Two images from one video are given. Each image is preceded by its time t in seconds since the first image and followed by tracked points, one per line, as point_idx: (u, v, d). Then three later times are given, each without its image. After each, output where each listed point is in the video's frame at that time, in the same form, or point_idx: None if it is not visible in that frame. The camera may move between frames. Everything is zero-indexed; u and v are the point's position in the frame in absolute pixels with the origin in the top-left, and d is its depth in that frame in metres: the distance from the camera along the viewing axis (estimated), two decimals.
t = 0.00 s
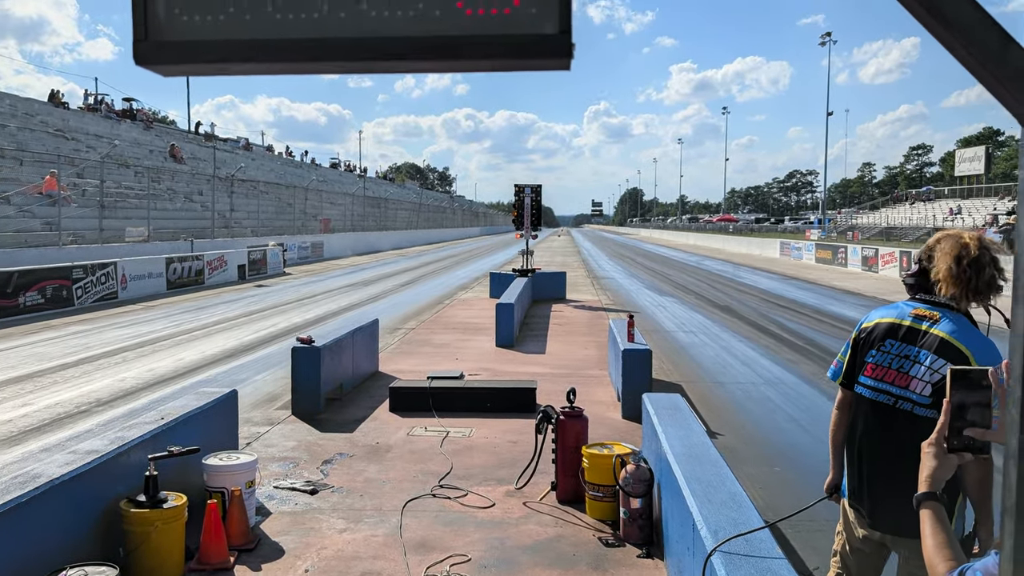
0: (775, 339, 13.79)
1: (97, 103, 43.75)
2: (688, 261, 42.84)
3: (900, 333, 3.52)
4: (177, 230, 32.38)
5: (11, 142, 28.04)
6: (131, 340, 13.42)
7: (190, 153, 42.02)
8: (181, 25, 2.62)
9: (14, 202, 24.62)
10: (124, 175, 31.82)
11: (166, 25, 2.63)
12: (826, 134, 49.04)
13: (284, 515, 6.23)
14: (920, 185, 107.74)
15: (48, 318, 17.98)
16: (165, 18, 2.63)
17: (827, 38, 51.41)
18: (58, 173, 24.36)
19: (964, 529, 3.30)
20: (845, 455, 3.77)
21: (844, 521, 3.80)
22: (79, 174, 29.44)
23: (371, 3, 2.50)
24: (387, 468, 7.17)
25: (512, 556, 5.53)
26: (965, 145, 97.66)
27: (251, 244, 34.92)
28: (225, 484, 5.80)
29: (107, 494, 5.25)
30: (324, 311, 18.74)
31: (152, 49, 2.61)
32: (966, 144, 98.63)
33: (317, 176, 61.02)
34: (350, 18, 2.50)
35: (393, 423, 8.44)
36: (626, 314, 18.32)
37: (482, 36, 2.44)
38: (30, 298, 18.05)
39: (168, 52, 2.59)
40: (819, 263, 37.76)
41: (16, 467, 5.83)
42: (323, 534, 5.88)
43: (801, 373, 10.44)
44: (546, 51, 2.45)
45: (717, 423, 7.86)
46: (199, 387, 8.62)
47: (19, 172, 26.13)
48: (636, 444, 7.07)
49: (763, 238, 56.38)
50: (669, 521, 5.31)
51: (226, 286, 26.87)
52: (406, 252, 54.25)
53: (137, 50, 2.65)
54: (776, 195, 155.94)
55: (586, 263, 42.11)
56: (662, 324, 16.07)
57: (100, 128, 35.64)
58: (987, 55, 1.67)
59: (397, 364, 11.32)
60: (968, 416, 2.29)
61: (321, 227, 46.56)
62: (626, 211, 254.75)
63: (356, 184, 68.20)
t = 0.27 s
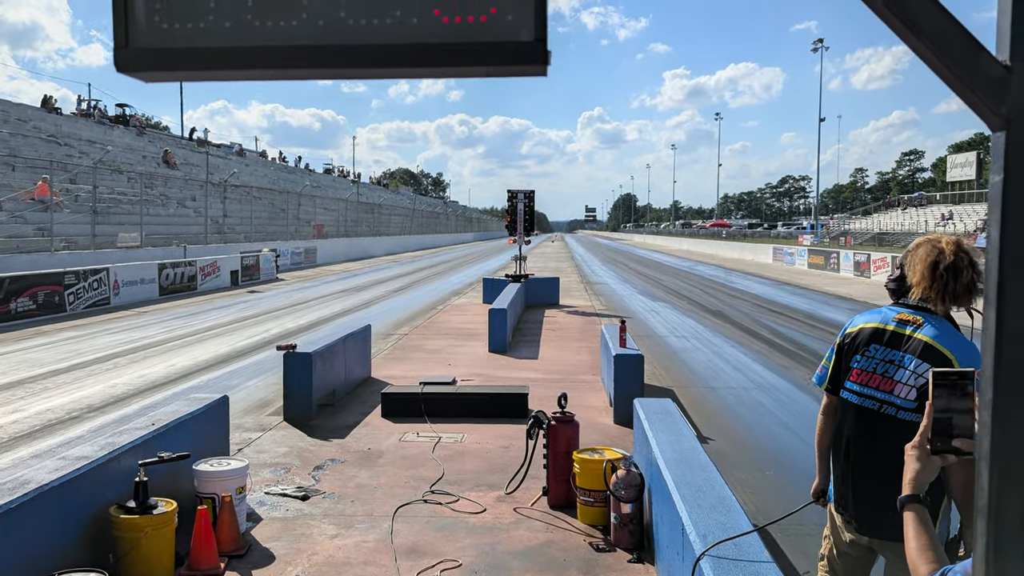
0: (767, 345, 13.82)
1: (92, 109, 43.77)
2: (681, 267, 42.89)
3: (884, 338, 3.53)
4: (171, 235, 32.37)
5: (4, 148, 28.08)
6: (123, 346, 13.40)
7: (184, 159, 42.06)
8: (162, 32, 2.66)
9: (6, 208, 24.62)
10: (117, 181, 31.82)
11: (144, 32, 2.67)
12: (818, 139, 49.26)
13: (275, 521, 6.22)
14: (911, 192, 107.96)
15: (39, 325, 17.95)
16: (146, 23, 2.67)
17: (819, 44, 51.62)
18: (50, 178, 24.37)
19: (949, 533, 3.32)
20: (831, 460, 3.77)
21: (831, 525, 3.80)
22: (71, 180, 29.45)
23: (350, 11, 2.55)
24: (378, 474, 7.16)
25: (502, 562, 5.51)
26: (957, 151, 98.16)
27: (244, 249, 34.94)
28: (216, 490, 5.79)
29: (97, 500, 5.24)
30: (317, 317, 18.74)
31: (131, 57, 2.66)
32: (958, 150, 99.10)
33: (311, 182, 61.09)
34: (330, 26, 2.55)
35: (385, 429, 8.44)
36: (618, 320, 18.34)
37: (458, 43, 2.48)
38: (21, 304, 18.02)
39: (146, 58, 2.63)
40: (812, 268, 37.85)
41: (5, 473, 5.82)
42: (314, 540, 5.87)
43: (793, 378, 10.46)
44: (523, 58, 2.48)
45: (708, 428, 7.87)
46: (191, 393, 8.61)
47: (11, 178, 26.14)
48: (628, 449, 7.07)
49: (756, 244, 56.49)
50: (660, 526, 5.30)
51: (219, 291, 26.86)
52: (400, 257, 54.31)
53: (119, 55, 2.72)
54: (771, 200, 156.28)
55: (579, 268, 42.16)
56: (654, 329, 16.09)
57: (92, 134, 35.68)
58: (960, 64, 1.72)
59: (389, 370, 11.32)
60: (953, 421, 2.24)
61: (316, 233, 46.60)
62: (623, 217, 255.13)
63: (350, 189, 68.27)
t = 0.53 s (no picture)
0: (765, 349, 13.80)
1: (92, 115, 43.90)
2: (680, 272, 42.85)
3: (876, 343, 3.54)
4: (170, 241, 32.41)
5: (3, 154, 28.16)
6: (121, 352, 13.41)
7: (183, 165, 42.14)
8: (142, 27, 2.66)
9: (4, 214, 24.68)
10: (116, 187, 31.89)
11: (124, 27, 2.66)
12: (816, 144, 49.23)
13: (272, 526, 6.21)
14: (911, 197, 107.92)
15: (37, 331, 17.97)
16: (126, 19, 2.66)
17: (817, 49, 51.61)
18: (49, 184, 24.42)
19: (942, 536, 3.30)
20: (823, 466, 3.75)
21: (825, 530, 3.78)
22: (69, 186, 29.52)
23: (333, 6, 2.53)
24: (376, 479, 7.16)
25: (500, 567, 5.50)
26: (955, 156, 98.16)
27: (243, 255, 34.99)
28: (213, 495, 5.79)
29: (93, 506, 5.24)
30: (315, 322, 18.74)
31: (110, 51, 2.65)
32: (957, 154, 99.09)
33: (310, 188, 61.20)
34: (313, 22, 2.53)
35: (382, 434, 8.43)
36: (616, 325, 18.33)
37: (443, 40, 2.47)
38: (19, 310, 18.05)
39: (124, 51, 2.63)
40: (811, 273, 37.80)
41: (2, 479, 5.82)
42: (311, 545, 5.86)
43: (791, 383, 10.43)
44: (508, 52, 2.48)
45: (707, 434, 7.85)
46: (188, 399, 8.60)
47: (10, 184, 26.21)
48: (625, 454, 7.06)
49: (755, 248, 56.48)
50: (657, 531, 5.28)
51: (218, 297, 26.88)
52: (399, 262, 54.38)
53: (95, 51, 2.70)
54: (770, 205, 156.12)
55: (578, 274, 42.09)
56: (653, 334, 16.06)
57: (91, 140, 35.79)
58: (947, 71, 1.79)
59: (387, 375, 11.31)
60: (945, 422, 2.24)
61: (315, 239, 46.66)
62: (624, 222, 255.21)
63: (349, 195, 68.40)
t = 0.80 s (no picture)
0: (766, 354, 13.78)
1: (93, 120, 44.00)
2: (679, 276, 42.82)
3: (872, 346, 3.53)
4: (169, 245, 32.43)
5: (4, 159, 28.23)
6: (121, 356, 13.41)
7: (183, 169, 42.19)
8: (143, 35, 2.71)
9: (5, 218, 24.72)
10: (116, 191, 31.93)
11: (127, 36, 2.72)
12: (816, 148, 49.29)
13: (272, 531, 6.20)
14: (911, 201, 107.90)
15: (37, 335, 17.98)
16: (128, 28, 2.72)
17: (815, 54, 51.71)
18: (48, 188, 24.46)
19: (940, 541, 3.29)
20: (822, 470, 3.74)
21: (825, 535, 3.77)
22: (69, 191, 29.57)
23: (331, 15, 2.57)
24: (375, 484, 7.14)
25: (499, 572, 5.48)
26: (955, 160, 98.20)
27: (243, 260, 35.02)
28: (212, 500, 5.77)
29: (92, 510, 5.23)
30: (315, 327, 18.75)
31: (115, 62, 2.72)
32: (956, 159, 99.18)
33: (310, 192, 61.30)
34: (311, 30, 2.56)
35: (382, 439, 8.42)
36: (616, 329, 18.32)
37: (440, 47, 2.50)
38: (18, 314, 18.06)
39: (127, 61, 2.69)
40: (811, 277, 37.76)
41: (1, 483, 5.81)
42: (310, 550, 5.85)
43: (791, 387, 10.41)
44: (505, 59, 2.51)
45: (707, 438, 7.83)
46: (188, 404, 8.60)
47: (10, 189, 26.25)
48: (625, 459, 7.05)
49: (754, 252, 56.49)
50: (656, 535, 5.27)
51: (218, 301, 26.89)
52: (399, 267, 54.42)
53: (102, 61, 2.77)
54: (770, 209, 156.15)
55: (578, 278, 42.04)
56: (653, 338, 16.04)
57: (91, 145, 35.87)
58: (944, 72, 1.80)
59: (387, 380, 11.31)
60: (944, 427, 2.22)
61: (315, 243, 46.69)
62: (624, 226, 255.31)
63: (349, 199, 68.48)
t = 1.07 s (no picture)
0: (765, 357, 13.78)
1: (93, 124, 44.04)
2: (679, 279, 42.83)
3: (872, 350, 3.53)
4: (169, 249, 32.44)
5: (4, 163, 28.29)
6: (121, 360, 13.41)
7: (183, 173, 42.22)
8: (146, 45, 2.72)
9: (5, 222, 24.77)
10: (116, 195, 31.97)
11: (131, 45, 2.72)
12: (816, 151, 49.32)
13: (271, 535, 6.19)
14: (911, 204, 107.95)
15: (37, 338, 17.98)
16: (134, 38, 2.73)
17: (814, 56, 51.95)
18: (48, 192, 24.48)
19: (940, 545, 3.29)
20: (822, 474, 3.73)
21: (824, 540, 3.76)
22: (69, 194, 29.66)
23: (334, 25, 2.59)
24: (375, 488, 7.13)
25: None
26: (955, 164, 98.27)
27: (243, 263, 35.03)
28: (211, 504, 5.76)
29: (91, 515, 5.22)
30: (315, 330, 18.75)
31: (119, 73, 2.72)
32: (956, 163, 99.27)
33: (310, 196, 61.38)
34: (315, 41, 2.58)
35: (382, 443, 8.42)
36: (616, 333, 18.31)
37: (441, 57, 2.51)
38: (18, 318, 18.07)
39: (131, 73, 2.69)
40: (811, 281, 37.76)
41: None
42: (310, 554, 5.83)
43: (791, 391, 10.40)
44: (508, 71, 2.53)
45: (707, 442, 7.82)
46: (188, 407, 8.60)
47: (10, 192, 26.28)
48: (625, 463, 7.03)
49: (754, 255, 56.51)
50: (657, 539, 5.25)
51: (218, 305, 26.88)
52: (399, 270, 54.43)
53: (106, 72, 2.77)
54: (770, 212, 156.24)
55: (578, 282, 42.05)
56: (653, 342, 16.03)
57: (91, 149, 35.91)
58: (943, 76, 1.80)
59: (387, 384, 11.31)
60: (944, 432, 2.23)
61: (315, 247, 46.73)
62: (624, 230, 255.39)
63: (349, 203, 68.56)
